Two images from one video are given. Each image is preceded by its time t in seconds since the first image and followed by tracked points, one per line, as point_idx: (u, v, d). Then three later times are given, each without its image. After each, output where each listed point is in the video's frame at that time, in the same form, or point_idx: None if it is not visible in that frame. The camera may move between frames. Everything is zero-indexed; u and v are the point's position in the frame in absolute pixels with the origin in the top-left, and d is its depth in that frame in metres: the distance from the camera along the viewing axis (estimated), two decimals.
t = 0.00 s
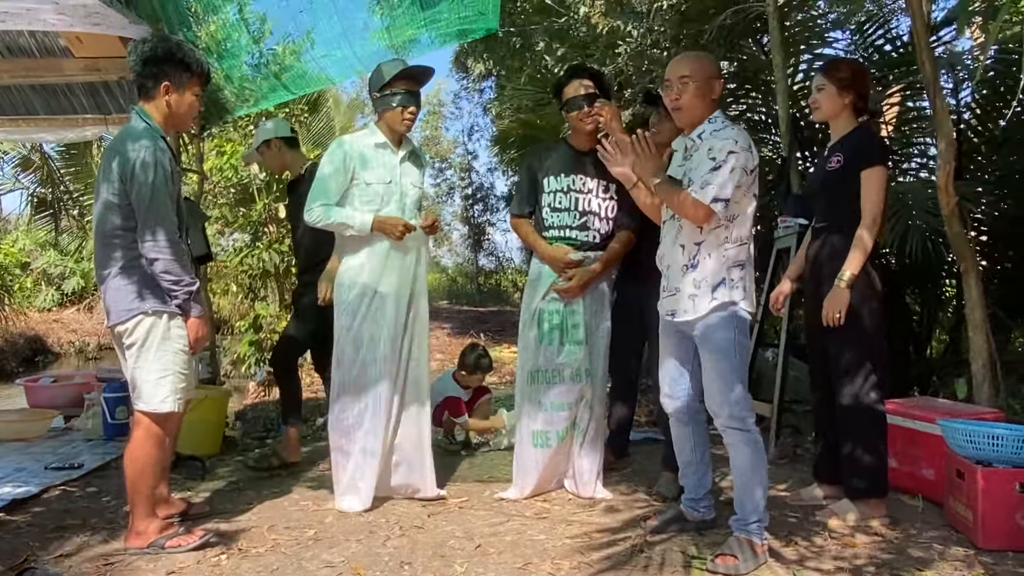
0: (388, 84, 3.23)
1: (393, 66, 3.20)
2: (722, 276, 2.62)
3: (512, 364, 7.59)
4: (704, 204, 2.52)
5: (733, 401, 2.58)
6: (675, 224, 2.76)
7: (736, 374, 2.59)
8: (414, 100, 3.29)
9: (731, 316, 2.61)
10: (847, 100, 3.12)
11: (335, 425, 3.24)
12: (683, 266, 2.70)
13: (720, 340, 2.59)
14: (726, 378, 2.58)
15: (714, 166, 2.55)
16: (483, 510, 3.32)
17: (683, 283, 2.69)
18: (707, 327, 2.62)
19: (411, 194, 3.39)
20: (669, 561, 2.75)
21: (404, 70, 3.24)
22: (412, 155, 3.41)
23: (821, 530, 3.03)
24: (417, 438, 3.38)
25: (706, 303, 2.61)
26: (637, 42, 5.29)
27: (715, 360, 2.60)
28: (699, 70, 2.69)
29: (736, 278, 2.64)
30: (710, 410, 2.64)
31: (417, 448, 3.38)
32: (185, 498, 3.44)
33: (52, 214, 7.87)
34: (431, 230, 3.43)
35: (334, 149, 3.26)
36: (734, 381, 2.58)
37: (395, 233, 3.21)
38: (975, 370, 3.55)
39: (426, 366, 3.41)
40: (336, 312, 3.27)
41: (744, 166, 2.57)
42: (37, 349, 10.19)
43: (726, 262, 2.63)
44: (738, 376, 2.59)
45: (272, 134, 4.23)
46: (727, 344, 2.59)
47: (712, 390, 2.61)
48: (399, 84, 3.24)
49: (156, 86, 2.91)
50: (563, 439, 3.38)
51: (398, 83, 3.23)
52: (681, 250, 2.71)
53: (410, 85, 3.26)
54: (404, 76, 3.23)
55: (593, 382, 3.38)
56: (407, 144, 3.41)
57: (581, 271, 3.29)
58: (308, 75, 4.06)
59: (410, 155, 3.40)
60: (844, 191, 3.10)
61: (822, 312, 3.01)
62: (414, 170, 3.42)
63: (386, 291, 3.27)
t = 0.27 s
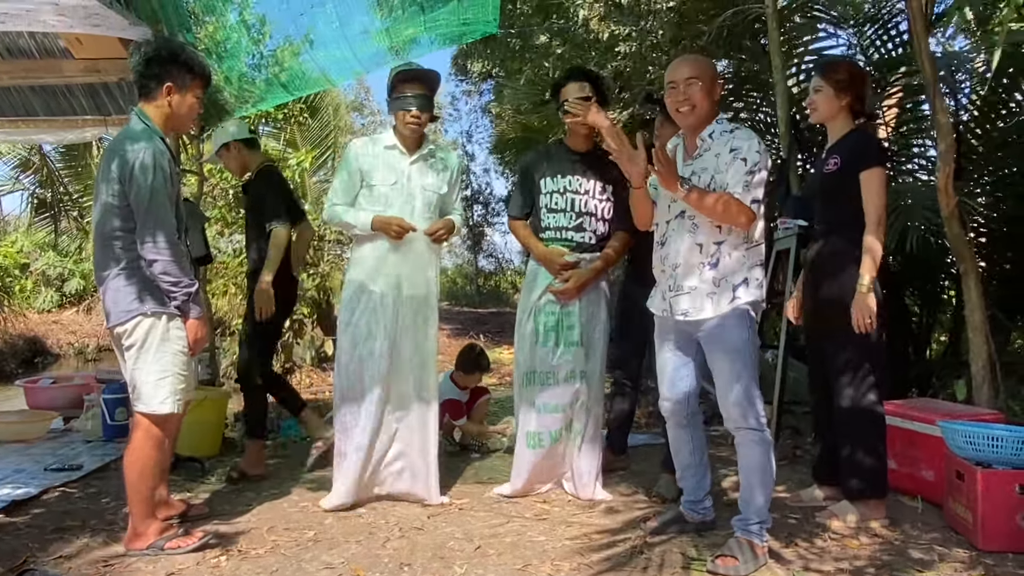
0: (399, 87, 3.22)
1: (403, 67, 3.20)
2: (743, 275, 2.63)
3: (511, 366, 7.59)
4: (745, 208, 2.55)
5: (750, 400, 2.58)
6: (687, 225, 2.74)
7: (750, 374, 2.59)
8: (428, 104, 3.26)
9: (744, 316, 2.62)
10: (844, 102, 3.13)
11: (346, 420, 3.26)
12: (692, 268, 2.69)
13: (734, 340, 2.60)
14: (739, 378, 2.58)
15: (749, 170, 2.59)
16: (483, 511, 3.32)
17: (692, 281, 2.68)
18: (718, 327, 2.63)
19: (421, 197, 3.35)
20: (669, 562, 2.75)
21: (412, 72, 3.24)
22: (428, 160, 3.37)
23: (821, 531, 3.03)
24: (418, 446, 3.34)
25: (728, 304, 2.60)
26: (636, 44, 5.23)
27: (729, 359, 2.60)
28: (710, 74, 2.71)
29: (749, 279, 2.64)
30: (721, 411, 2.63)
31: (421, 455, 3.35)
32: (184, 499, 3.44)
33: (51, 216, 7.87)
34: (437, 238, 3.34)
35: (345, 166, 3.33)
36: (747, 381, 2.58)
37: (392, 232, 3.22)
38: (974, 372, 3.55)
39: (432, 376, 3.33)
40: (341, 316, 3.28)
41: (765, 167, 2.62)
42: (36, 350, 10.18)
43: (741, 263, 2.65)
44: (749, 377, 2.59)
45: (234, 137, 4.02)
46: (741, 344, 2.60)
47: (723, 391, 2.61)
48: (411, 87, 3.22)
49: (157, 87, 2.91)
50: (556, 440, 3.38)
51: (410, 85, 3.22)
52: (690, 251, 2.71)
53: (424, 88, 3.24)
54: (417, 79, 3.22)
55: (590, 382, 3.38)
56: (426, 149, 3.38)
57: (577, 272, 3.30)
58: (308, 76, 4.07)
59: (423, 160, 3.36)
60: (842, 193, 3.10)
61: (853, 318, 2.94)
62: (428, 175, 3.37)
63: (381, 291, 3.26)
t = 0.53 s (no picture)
0: (384, 86, 3.21)
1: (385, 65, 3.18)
2: (744, 276, 2.64)
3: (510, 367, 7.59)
4: (742, 210, 2.55)
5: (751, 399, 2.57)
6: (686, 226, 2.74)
7: (750, 374, 2.60)
8: (416, 103, 3.25)
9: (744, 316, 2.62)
10: (839, 103, 3.13)
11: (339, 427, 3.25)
12: (689, 269, 2.69)
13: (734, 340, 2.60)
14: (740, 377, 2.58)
15: (747, 172, 2.59)
16: (482, 512, 3.32)
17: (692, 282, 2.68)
18: (719, 327, 2.62)
19: (411, 198, 3.33)
20: (669, 563, 2.75)
21: (399, 71, 3.22)
22: (418, 160, 3.34)
23: (821, 532, 3.03)
24: (416, 448, 3.33)
25: (727, 304, 2.61)
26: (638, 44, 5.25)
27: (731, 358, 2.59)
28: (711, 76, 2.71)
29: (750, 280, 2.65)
30: (721, 410, 2.63)
31: (419, 454, 3.33)
32: (184, 500, 3.43)
33: (51, 217, 7.86)
34: (421, 239, 3.25)
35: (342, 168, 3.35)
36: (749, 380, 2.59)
37: (374, 233, 3.22)
38: (974, 372, 3.55)
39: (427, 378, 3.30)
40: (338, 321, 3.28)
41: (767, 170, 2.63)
42: (35, 352, 10.16)
43: (739, 263, 2.65)
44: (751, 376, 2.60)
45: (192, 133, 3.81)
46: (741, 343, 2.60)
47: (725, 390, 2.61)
48: (398, 87, 3.21)
49: (161, 87, 2.91)
50: (554, 441, 3.39)
51: (395, 83, 3.20)
52: (689, 251, 2.71)
53: (412, 87, 3.23)
54: (400, 78, 3.21)
55: (586, 381, 3.37)
56: (417, 148, 3.35)
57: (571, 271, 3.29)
58: (307, 76, 4.07)
59: (412, 159, 3.33)
60: (837, 195, 3.10)
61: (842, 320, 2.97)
62: (419, 176, 3.34)
63: (369, 293, 3.24)
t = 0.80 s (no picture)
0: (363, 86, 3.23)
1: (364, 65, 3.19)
2: (735, 277, 2.63)
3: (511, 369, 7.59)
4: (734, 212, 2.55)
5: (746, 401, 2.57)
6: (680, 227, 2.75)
7: (747, 375, 2.60)
8: (393, 102, 3.25)
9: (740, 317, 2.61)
10: (832, 111, 3.14)
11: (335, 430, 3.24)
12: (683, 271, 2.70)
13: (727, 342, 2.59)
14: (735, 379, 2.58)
15: (737, 173, 2.59)
16: (482, 514, 3.32)
17: (685, 282, 2.68)
18: (714, 329, 2.61)
19: (392, 197, 3.31)
20: (670, 564, 2.74)
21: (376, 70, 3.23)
22: (398, 158, 3.33)
23: (821, 533, 3.03)
24: (410, 447, 3.32)
25: (717, 305, 2.61)
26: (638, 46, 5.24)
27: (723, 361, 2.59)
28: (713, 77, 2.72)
29: (745, 281, 2.64)
30: (717, 411, 2.63)
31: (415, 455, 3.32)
32: (183, 502, 3.43)
33: (51, 218, 7.87)
34: (404, 238, 3.22)
35: (326, 162, 3.33)
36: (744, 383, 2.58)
37: (354, 236, 3.20)
38: (974, 374, 3.55)
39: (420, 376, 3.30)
40: (330, 321, 3.26)
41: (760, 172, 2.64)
42: (35, 353, 10.18)
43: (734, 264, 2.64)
44: (748, 378, 2.59)
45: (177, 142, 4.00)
46: (736, 345, 2.59)
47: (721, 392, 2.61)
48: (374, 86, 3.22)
49: (165, 87, 2.92)
50: (554, 442, 3.38)
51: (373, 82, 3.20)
52: (684, 254, 2.71)
53: (390, 86, 3.24)
54: (377, 77, 3.21)
55: (587, 383, 3.37)
56: (396, 146, 3.33)
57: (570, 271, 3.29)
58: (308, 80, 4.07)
59: (391, 159, 3.32)
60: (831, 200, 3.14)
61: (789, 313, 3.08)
62: (401, 175, 3.33)
63: (360, 296, 3.24)
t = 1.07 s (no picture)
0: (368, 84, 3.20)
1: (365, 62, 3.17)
2: (721, 281, 2.62)
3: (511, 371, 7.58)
4: (724, 218, 2.54)
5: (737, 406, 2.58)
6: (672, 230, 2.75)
7: (739, 380, 2.59)
8: (396, 99, 3.23)
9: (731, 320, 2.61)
10: (832, 113, 3.14)
11: (341, 431, 3.24)
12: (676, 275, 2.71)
13: (717, 348, 2.59)
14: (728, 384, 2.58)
15: (725, 177, 2.58)
16: (482, 516, 3.31)
17: (677, 286, 2.69)
18: (705, 333, 2.61)
19: (397, 195, 3.30)
20: (670, 567, 2.74)
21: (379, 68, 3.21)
22: (404, 157, 3.31)
23: (822, 536, 3.02)
24: (404, 450, 3.27)
25: (701, 309, 2.61)
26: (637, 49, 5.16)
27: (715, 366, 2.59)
28: (711, 84, 2.73)
29: (737, 284, 2.63)
30: (712, 416, 2.64)
31: (410, 461, 3.27)
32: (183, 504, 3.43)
33: (51, 220, 7.88)
34: (406, 241, 3.18)
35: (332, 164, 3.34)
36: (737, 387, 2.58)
37: (357, 239, 3.19)
38: (975, 376, 3.54)
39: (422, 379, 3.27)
40: (332, 322, 3.27)
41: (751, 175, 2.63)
42: (35, 355, 10.19)
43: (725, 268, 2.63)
44: (740, 382, 2.59)
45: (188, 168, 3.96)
46: (728, 349, 2.58)
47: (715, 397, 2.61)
48: (377, 84, 3.20)
49: (166, 90, 2.91)
50: (560, 442, 3.38)
51: (374, 80, 3.19)
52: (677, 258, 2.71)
53: (391, 83, 3.21)
54: (379, 74, 3.19)
55: (587, 387, 3.36)
56: (402, 145, 3.32)
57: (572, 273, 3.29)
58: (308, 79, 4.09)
59: (397, 158, 3.30)
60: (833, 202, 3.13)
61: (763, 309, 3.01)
62: (406, 173, 3.31)
63: (362, 296, 3.23)
